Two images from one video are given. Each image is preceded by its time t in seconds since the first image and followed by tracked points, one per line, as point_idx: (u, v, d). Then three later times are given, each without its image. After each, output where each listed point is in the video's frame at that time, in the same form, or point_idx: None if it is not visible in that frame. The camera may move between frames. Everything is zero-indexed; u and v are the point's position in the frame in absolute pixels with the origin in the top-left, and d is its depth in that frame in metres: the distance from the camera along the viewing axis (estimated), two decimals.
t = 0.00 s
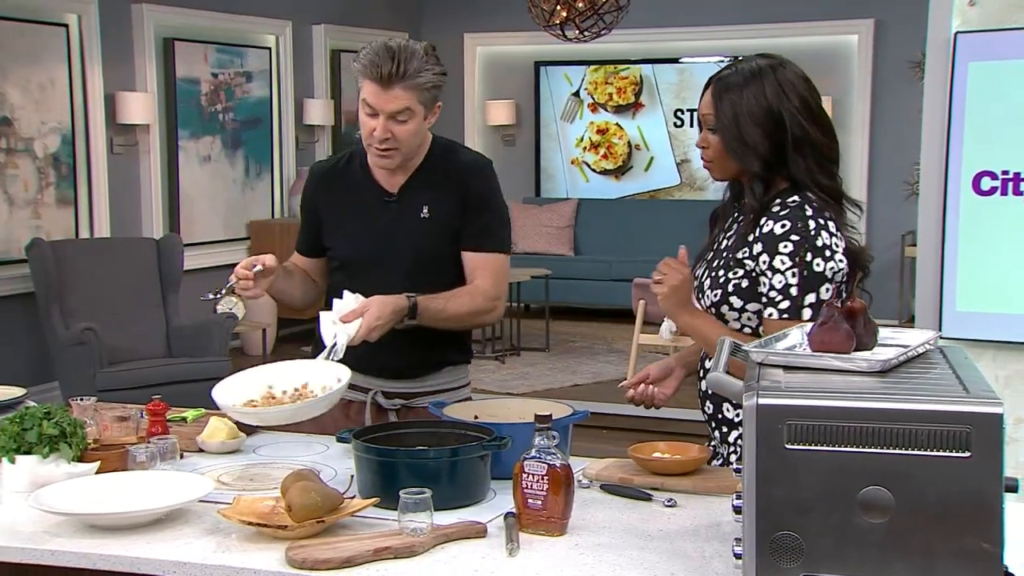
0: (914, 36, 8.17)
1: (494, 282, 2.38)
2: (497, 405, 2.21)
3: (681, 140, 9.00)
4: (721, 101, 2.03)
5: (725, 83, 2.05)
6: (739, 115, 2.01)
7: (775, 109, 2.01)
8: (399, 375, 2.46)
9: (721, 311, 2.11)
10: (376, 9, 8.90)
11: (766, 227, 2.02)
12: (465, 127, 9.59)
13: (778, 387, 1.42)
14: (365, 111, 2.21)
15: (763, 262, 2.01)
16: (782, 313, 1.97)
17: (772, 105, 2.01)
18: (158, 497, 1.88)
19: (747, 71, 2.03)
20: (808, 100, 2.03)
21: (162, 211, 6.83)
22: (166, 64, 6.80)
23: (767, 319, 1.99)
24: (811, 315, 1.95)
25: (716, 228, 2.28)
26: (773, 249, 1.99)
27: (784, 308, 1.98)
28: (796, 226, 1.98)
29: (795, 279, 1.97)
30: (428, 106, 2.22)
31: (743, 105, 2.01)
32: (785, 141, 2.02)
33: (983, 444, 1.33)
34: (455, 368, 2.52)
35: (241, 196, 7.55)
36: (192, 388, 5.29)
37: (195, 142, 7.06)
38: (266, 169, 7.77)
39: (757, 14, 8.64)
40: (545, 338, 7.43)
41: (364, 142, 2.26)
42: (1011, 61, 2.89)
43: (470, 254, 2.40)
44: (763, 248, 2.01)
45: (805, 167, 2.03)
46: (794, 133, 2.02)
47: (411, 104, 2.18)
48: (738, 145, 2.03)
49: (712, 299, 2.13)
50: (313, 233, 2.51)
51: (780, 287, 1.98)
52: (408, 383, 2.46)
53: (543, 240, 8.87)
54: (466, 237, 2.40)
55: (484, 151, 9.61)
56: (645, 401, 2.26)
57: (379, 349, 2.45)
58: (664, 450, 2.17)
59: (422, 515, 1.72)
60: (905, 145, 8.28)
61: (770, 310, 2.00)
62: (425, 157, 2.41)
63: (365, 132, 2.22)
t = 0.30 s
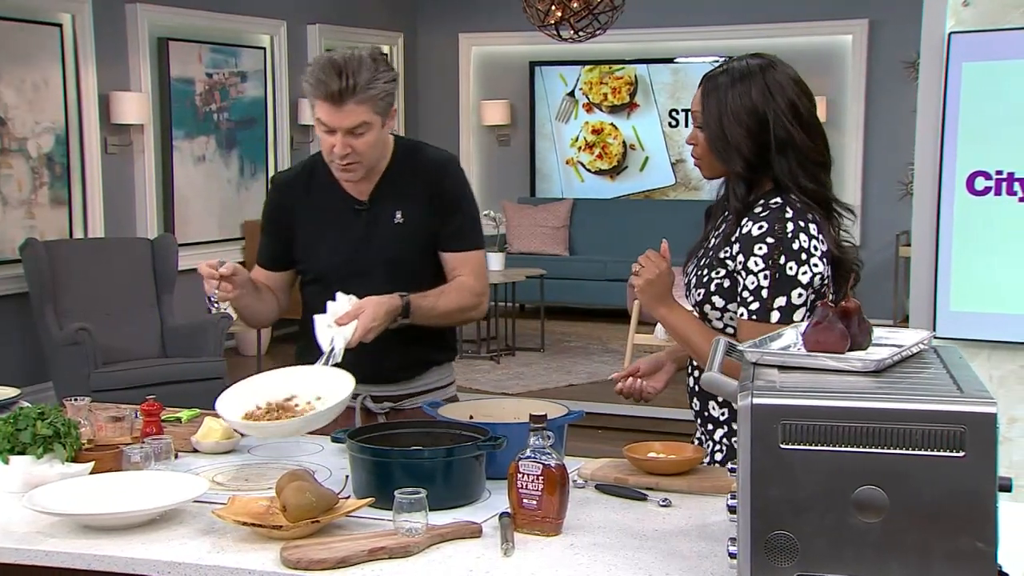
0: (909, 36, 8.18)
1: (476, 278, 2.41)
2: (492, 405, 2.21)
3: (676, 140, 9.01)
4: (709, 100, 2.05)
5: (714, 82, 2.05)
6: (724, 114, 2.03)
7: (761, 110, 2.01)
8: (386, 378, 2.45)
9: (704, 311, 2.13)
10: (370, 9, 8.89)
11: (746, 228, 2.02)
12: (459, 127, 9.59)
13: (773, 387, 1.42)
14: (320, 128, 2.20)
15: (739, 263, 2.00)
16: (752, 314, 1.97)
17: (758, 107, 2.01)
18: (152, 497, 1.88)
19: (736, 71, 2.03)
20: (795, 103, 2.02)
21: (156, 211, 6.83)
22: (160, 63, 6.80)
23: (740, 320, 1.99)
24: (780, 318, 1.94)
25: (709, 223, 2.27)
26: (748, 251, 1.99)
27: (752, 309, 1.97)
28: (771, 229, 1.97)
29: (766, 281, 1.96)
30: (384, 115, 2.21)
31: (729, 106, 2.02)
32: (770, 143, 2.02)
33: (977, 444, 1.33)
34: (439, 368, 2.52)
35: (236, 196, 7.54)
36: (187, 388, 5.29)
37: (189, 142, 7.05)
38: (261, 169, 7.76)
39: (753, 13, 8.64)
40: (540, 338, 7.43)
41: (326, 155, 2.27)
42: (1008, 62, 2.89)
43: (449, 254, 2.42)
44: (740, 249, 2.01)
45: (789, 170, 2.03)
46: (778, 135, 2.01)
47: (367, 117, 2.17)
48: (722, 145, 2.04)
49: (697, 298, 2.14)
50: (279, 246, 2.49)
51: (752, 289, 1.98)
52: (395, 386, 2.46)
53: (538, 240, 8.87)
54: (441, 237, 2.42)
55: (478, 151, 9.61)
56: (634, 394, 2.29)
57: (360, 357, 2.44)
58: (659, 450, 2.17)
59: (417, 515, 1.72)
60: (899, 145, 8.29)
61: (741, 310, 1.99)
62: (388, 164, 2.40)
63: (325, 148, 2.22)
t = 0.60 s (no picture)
0: (906, 36, 8.18)
1: (471, 272, 2.45)
2: (489, 405, 2.21)
3: (674, 140, 9.02)
4: (711, 98, 2.04)
5: (716, 81, 2.05)
6: (726, 113, 2.02)
7: (764, 110, 2.01)
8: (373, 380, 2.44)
9: (693, 304, 2.14)
10: (368, 9, 8.89)
11: (741, 226, 2.03)
12: (457, 126, 9.60)
13: (771, 387, 1.42)
14: (293, 138, 2.21)
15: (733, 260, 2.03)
16: (743, 309, 2.00)
17: (760, 106, 2.01)
18: (149, 497, 1.88)
19: (739, 70, 2.03)
20: (797, 103, 2.03)
21: (154, 211, 6.82)
22: (157, 63, 6.79)
23: (729, 316, 2.01)
24: (769, 316, 1.97)
25: (704, 222, 2.27)
26: (743, 248, 2.01)
27: (743, 304, 2.00)
28: (767, 227, 1.99)
29: (758, 277, 1.98)
30: (354, 120, 2.22)
31: (731, 105, 2.02)
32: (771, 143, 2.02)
33: (975, 444, 1.33)
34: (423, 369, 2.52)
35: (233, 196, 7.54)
36: (185, 388, 5.28)
37: (186, 142, 7.04)
38: (259, 169, 7.76)
39: (750, 13, 8.65)
40: (538, 338, 7.43)
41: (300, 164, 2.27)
42: (1006, 62, 2.89)
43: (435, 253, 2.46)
44: (735, 244, 2.02)
45: (789, 170, 2.03)
46: (780, 135, 2.01)
47: (339, 123, 2.18)
48: (723, 145, 2.04)
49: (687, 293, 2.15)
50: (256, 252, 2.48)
51: (745, 284, 2.00)
52: (381, 388, 2.46)
53: (536, 240, 8.87)
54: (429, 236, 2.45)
55: (476, 151, 9.61)
56: (617, 386, 2.32)
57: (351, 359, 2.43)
58: (657, 449, 2.17)
59: (415, 515, 1.72)
60: (897, 145, 8.30)
61: (731, 305, 2.02)
62: (363, 168, 2.40)
63: (299, 157, 2.23)
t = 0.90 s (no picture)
0: (905, 37, 8.19)
1: (489, 278, 2.47)
2: (488, 405, 2.21)
3: (672, 140, 9.02)
4: (710, 97, 2.04)
5: (715, 79, 2.04)
6: (726, 112, 2.02)
7: (763, 108, 2.01)
8: (379, 380, 2.45)
9: (681, 294, 2.12)
10: (367, 9, 8.89)
11: (731, 218, 2.03)
12: (456, 126, 9.60)
13: (771, 387, 1.42)
14: (329, 125, 2.23)
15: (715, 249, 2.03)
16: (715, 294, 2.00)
17: (760, 104, 2.01)
18: (148, 497, 1.88)
19: (738, 69, 2.03)
20: (795, 102, 2.03)
21: (153, 211, 6.82)
22: (156, 63, 6.79)
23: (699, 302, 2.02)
24: (738, 305, 1.97)
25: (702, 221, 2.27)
26: (727, 237, 2.01)
27: (715, 288, 2.00)
28: (755, 218, 1.99)
29: (734, 267, 1.99)
30: (391, 113, 2.25)
31: (730, 103, 2.02)
32: (770, 141, 2.03)
33: (974, 443, 1.33)
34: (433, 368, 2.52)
35: (232, 196, 7.53)
36: (185, 388, 5.28)
37: (185, 142, 7.04)
38: (257, 169, 7.76)
39: (749, 13, 8.65)
40: (537, 338, 7.43)
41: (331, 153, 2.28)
42: (1004, 61, 2.89)
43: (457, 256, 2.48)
44: (720, 234, 2.03)
45: (787, 168, 2.04)
46: (779, 133, 2.02)
47: (376, 113, 2.21)
48: (722, 143, 2.04)
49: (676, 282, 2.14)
50: (279, 241, 2.47)
51: (723, 272, 2.00)
52: (389, 388, 2.46)
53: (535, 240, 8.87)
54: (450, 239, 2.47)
55: (475, 151, 9.61)
56: (606, 378, 2.35)
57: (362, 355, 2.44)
58: (655, 449, 2.17)
59: (414, 515, 1.72)
60: (896, 144, 8.30)
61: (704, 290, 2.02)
62: (392, 164, 2.42)
63: (331, 145, 2.25)
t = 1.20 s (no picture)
0: (903, 37, 8.18)
1: (505, 283, 2.46)
2: (486, 405, 2.21)
3: (670, 140, 9.02)
4: (698, 98, 2.05)
5: (702, 80, 2.05)
6: (712, 112, 2.03)
7: (749, 108, 2.01)
8: (394, 377, 2.46)
9: (675, 296, 2.13)
10: (366, 10, 8.90)
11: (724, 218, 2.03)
12: (454, 126, 9.60)
13: (769, 386, 1.42)
14: (356, 118, 2.24)
15: (715, 252, 2.02)
16: (730, 302, 1.99)
17: (745, 104, 2.01)
18: (147, 497, 1.87)
19: (725, 69, 2.03)
20: (783, 101, 2.02)
21: (151, 211, 6.81)
22: (154, 63, 6.78)
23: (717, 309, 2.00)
24: (756, 306, 1.96)
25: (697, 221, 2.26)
26: (724, 240, 2.00)
27: (730, 297, 1.99)
28: (747, 218, 1.98)
29: (740, 268, 1.98)
30: (419, 107, 2.25)
31: (717, 104, 2.02)
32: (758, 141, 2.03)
33: (972, 443, 1.33)
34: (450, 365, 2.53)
35: (230, 196, 7.53)
36: (183, 388, 5.28)
37: (183, 142, 7.04)
38: (256, 169, 7.75)
39: (747, 13, 8.65)
40: (535, 338, 7.43)
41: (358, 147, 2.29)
42: (1003, 61, 2.89)
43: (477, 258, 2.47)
44: (716, 239, 2.02)
45: (773, 166, 2.03)
46: (764, 132, 2.02)
47: (402, 107, 2.21)
48: (710, 143, 2.05)
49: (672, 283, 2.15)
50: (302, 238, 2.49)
51: (729, 277, 1.99)
52: (406, 386, 2.47)
53: (533, 240, 8.87)
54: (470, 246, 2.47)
55: (473, 151, 9.61)
56: (606, 380, 2.34)
57: (384, 355, 2.45)
58: (653, 449, 2.17)
59: (412, 515, 1.71)
60: (894, 145, 8.30)
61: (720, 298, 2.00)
62: (417, 161, 2.43)
63: (359, 138, 2.26)
